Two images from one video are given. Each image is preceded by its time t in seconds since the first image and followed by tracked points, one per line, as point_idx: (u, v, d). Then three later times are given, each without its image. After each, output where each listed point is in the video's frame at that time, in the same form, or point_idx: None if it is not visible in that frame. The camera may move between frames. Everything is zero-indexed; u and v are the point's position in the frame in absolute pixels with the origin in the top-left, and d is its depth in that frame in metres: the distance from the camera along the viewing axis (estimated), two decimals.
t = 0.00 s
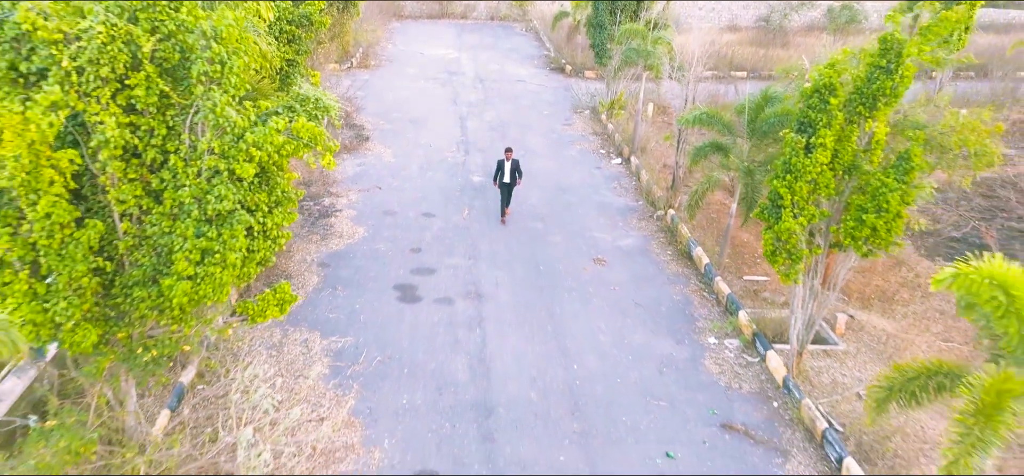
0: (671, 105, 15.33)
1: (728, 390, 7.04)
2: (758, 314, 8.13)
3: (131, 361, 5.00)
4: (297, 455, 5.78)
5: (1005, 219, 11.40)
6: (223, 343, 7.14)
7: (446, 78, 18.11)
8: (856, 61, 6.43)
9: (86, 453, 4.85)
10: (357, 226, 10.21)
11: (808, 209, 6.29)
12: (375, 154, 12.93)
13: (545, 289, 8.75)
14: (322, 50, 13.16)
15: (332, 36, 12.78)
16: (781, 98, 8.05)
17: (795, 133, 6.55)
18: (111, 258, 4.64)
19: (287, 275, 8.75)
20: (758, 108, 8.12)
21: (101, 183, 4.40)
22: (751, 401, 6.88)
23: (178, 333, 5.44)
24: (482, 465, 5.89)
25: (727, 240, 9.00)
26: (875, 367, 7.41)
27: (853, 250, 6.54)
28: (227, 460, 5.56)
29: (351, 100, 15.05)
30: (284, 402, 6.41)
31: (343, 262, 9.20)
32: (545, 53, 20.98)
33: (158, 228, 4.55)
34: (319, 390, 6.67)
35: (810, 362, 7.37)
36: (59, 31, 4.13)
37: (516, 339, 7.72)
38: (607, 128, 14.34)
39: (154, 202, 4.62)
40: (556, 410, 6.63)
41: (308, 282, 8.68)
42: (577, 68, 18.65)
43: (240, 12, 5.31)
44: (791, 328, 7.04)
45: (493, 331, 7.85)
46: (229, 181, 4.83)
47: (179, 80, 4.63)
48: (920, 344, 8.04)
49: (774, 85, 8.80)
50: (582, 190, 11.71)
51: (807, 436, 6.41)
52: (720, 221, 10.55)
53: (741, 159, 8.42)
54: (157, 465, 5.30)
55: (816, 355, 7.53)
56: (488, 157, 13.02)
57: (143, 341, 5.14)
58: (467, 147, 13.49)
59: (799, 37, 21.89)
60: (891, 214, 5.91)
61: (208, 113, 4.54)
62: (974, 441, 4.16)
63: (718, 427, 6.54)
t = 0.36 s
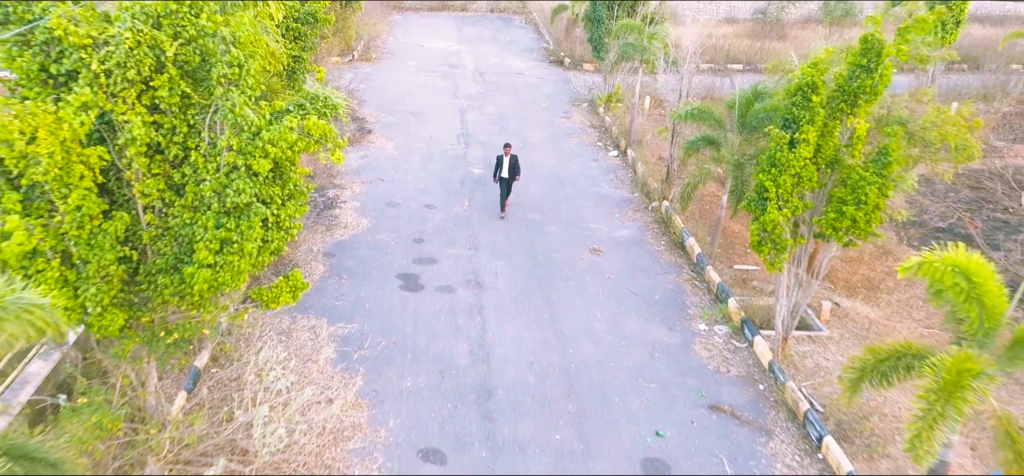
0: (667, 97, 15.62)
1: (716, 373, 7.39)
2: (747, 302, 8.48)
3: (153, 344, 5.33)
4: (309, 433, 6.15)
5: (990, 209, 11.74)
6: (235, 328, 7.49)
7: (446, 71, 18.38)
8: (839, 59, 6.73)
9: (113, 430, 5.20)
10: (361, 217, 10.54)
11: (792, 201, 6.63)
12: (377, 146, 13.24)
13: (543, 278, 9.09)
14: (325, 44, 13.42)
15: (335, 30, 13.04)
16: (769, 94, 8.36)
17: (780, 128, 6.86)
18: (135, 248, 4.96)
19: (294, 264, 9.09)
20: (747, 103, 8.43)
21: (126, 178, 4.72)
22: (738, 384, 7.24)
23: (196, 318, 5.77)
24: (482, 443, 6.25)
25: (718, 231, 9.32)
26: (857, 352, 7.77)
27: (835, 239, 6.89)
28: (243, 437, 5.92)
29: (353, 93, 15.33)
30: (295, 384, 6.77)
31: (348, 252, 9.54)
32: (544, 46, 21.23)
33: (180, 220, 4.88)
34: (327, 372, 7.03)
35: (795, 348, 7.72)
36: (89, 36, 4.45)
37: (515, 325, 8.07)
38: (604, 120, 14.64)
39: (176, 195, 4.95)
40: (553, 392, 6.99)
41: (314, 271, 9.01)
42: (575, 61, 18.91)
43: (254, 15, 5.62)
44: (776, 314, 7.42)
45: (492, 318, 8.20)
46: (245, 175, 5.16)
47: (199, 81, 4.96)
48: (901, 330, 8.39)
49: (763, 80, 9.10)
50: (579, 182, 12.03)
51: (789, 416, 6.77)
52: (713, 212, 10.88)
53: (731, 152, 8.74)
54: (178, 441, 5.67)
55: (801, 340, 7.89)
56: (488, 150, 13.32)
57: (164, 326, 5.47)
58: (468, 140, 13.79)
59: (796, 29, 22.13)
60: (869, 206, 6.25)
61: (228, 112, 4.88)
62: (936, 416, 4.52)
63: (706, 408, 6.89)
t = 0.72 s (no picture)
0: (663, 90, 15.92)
1: (705, 358, 7.75)
2: (736, 290, 8.84)
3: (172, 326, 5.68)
4: (319, 412, 6.52)
5: (977, 201, 12.06)
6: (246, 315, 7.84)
7: (447, 64, 18.65)
8: (824, 57, 7.03)
9: (137, 407, 5.56)
10: (364, 208, 10.87)
11: (776, 193, 6.96)
12: (380, 139, 13.55)
13: (541, 267, 9.43)
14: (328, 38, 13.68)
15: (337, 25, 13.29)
16: (759, 89, 8.66)
17: (766, 124, 7.19)
18: (157, 238, 5.29)
19: (301, 253, 9.43)
20: (737, 98, 8.74)
21: (150, 172, 5.05)
22: (725, 367, 7.61)
23: (212, 303, 6.12)
24: (482, 423, 6.62)
25: (709, 222, 9.65)
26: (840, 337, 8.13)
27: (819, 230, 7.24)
28: (257, 416, 6.28)
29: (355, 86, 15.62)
30: (305, 367, 7.13)
31: (353, 242, 9.88)
32: (543, 38, 21.49)
33: (199, 211, 5.22)
34: (335, 356, 7.38)
35: (781, 334, 8.08)
36: (115, 40, 4.80)
37: (513, 311, 8.45)
38: (602, 113, 14.95)
39: (195, 189, 5.28)
40: (549, 375, 7.35)
41: (320, 260, 9.36)
42: (574, 54, 19.20)
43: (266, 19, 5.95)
44: (764, 301, 7.78)
45: (492, 305, 8.56)
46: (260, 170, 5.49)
47: (217, 82, 5.30)
48: (884, 317, 8.74)
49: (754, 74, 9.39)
50: (576, 174, 12.36)
51: (774, 398, 7.13)
52: (706, 203, 11.21)
53: (722, 145, 9.06)
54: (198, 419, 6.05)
55: (787, 326, 8.25)
56: (487, 142, 13.63)
57: (183, 312, 5.81)
58: (468, 132, 14.10)
59: (792, 21, 22.36)
60: (850, 198, 6.59)
61: (244, 111, 5.23)
62: (902, 393, 4.88)
63: (695, 390, 7.26)
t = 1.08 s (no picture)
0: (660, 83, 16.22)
1: (695, 342, 8.12)
2: (726, 278, 9.20)
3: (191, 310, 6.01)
4: (328, 393, 6.90)
5: (963, 192, 12.39)
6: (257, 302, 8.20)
7: (447, 57, 18.94)
8: (808, 55, 7.33)
9: (159, 386, 5.94)
10: (368, 199, 11.21)
11: (763, 186, 7.31)
12: (382, 131, 13.87)
13: (539, 256, 9.79)
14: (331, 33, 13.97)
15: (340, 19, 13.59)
16: (749, 84, 8.97)
17: (752, 119, 7.53)
18: (176, 228, 5.62)
19: (308, 242, 9.78)
20: (727, 92, 9.06)
21: (171, 166, 5.40)
22: (714, 351, 7.98)
23: (227, 290, 6.47)
24: (481, 403, 6.99)
25: (702, 212, 9.99)
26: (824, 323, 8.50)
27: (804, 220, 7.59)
28: (270, 396, 6.66)
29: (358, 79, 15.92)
30: (314, 350, 7.50)
31: (357, 232, 10.23)
32: (542, 31, 21.75)
33: (217, 202, 5.55)
34: (341, 341, 7.75)
35: (768, 320, 8.45)
36: (139, 43, 5.15)
37: (512, 298, 8.82)
38: (599, 106, 15.26)
39: (213, 181, 5.62)
40: (546, 359, 7.71)
41: (326, 249, 9.71)
42: (573, 46, 19.48)
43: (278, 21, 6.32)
44: (751, 288, 8.14)
45: (491, 292, 8.93)
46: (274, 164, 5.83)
47: (233, 81, 5.65)
48: (868, 303, 9.11)
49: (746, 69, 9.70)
50: (574, 166, 12.69)
51: (759, 380, 7.51)
52: (699, 194, 11.56)
53: (713, 138, 9.40)
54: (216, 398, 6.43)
55: (774, 313, 8.63)
56: (487, 135, 13.96)
57: (199, 297, 6.15)
58: (468, 125, 14.42)
59: (789, 14, 22.59)
60: (832, 190, 6.93)
61: (259, 108, 5.55)
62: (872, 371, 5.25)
63: (685, 372, 7.63)
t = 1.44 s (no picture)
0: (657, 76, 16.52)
1: (686, 327, 8.50)
2: (716, 266, 9.57)
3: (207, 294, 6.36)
4: (337, 374, 7.28)
5: (951, 183, 12.72)
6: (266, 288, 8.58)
7: (448, 49, 19.21)
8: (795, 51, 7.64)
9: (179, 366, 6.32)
10: (371, 190, 11.56)
11: (750, 177, 7.65)
12: (384, 123, 14.18)
13: (537, 245, 10.15)
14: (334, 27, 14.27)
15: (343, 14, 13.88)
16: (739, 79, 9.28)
17: (740, 114, 7.87)
18: (194, 217, 5.96)
19: (314, 232, 10.14)
20: (719, 87, 9.38)
21: (189, 159, 5.74)
22: (704, 335, 8.36)
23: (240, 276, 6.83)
24: (481, 384, 7.37)
25: (694, 203, 10.34)
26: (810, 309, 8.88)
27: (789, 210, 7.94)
28: (282, 376, 7.05)
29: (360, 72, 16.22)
30: (322, 334, 7.87)
31: (361, 222, 10.59)
32: (541, 24, 21.99)
33: (233, 193, 5.90)
34: (348, 325, 8.13)
35: (756, 305, 8.82)
36: (160, 43, 5.50)
37: (511, 285, 9.20)
38: (597, 99, 15.57)
39: (229, 173, 5.97)
40: (543, 342, 8.09)
41: (331, 238, 10.06)
42: (571, 39, 19.74)
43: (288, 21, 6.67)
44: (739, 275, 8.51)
45: (491, 279, 9.30)
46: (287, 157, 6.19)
47: (248, 79, 6.01)
48: (853, 290, 9.48)
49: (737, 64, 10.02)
50: (572, 158, 13.03)
51: (746, 362, 7.89)
52: (693, 185, 11.91)
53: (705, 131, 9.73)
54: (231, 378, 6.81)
55: (762, 299, 9.00)
56: (487, 127, 14.29)
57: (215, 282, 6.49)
58: (468, 117, 14.74)
59: (786, 6, 22.82)
60: (815, 181, 7.27)
61: (273, 104, 5.97)
62: (846, 351, 5.63)
63: (675, 355, 8.01)
